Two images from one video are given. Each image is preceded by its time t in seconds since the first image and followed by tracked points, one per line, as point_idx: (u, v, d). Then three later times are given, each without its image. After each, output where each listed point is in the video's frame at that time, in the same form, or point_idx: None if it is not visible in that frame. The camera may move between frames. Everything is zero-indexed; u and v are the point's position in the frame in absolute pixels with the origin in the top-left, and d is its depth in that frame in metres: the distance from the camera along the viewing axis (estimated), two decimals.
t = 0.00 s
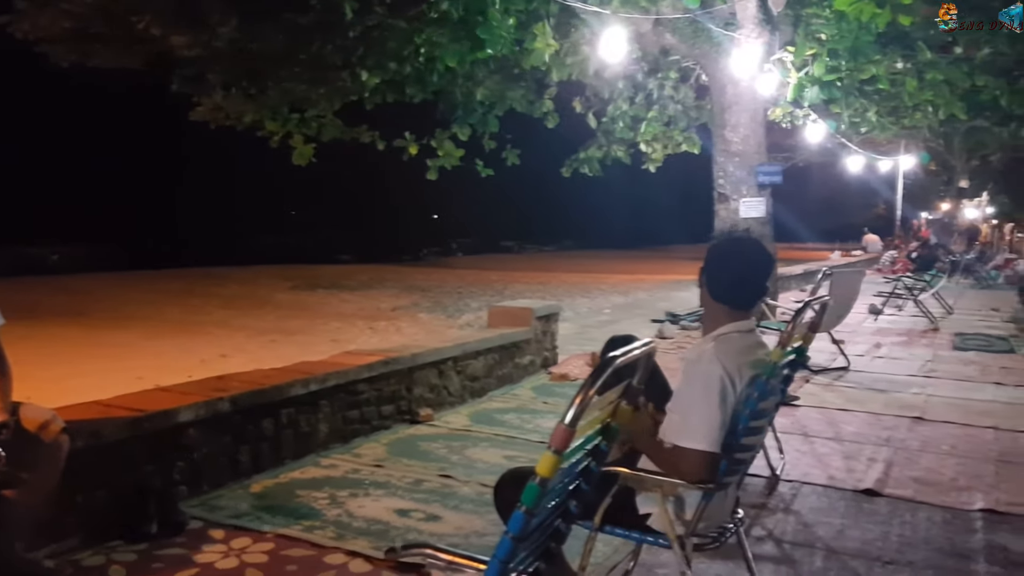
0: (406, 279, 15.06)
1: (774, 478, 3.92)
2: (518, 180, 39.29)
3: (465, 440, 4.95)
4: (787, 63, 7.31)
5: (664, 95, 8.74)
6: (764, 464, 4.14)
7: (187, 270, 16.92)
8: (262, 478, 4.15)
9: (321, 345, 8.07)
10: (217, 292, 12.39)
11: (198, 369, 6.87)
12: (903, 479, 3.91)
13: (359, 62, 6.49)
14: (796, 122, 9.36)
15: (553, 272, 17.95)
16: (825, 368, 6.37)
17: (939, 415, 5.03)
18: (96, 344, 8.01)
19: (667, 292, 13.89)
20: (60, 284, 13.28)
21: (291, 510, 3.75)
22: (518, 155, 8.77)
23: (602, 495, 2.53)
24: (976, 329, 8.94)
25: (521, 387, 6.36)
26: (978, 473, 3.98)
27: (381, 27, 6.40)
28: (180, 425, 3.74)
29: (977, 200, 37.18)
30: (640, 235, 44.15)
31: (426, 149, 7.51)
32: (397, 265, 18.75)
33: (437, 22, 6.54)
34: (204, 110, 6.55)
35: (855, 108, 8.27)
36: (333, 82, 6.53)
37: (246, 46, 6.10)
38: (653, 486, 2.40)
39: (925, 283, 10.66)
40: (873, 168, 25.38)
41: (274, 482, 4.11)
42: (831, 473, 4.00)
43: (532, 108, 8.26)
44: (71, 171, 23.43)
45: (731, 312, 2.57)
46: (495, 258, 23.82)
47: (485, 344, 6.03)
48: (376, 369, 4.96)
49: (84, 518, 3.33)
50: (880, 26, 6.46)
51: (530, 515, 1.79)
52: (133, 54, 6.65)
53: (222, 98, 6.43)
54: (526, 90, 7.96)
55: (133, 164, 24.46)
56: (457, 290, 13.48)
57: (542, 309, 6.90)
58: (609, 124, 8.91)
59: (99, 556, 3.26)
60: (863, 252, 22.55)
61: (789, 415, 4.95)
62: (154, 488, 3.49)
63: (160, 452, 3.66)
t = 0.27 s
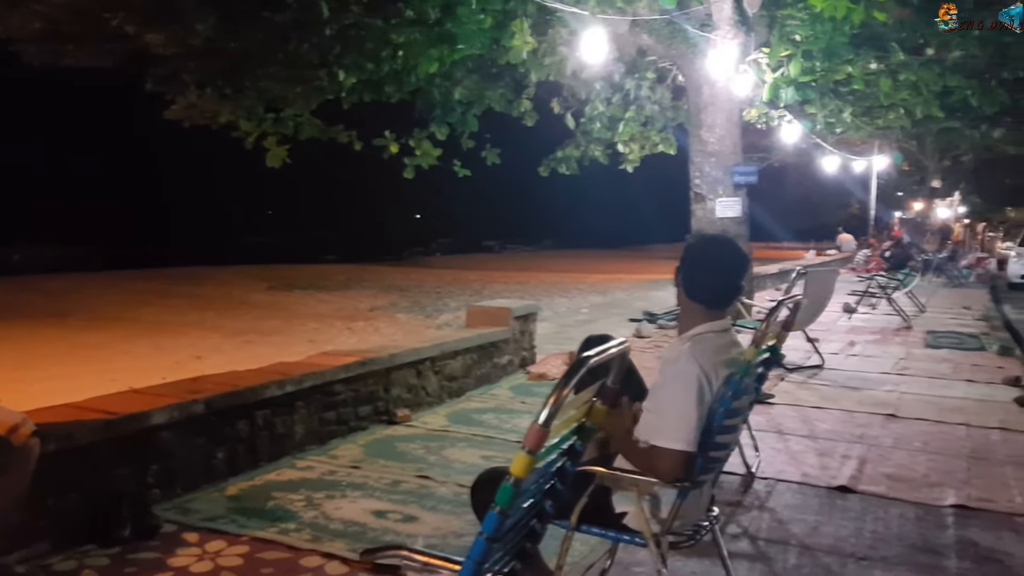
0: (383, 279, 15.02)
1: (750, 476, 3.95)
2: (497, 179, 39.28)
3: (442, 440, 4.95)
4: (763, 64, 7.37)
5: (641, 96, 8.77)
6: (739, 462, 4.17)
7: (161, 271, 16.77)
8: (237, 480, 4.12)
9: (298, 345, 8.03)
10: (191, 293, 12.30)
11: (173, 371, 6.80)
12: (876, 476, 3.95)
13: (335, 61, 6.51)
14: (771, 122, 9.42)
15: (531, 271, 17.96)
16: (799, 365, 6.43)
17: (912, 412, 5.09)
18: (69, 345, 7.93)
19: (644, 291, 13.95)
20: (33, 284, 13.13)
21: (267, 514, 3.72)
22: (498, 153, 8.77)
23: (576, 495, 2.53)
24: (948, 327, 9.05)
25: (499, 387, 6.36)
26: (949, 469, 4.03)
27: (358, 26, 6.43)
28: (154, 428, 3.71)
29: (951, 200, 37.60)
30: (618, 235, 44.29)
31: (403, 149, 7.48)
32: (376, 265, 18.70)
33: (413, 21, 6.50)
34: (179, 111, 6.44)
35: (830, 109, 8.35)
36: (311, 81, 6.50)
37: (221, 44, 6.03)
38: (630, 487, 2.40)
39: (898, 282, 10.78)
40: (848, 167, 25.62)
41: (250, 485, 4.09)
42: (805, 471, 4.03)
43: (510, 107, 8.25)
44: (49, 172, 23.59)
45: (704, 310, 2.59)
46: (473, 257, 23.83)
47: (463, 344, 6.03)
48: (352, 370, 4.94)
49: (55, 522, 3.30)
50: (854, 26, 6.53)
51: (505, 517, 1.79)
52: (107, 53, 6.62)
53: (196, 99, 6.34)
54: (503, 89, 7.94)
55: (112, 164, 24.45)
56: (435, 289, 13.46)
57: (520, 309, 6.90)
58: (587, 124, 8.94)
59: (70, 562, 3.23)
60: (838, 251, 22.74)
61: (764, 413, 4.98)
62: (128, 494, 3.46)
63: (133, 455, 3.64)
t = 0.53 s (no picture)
0: (361, 278, 15.00)
1: (723, 473, 3.97)
2: (475, 179, 39.30)
3: (419, 439, 4.93)
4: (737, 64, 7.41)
5: (617, 95, 8.79)
6: (713, 458, 4.20)
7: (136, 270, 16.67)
8: (210, 481, 4.09)
9: (273, 345, 7.99)
10: (166, 292, 12.22)
11: (146, 371, 6.75)
12: (848, 472, 3.99)
13: (310, 59, 6.46)
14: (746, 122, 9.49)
15: (509, 270, 18.01)
16: (773, 363, 6.48)
17: (885, 408, 5.14)
18: (40, 345, 7.85)
19: (622, 290, 14.00)
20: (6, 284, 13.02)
21: (240, 515, 3.70)
22: (476, 151, 8.78)
23: (550, 493, 2.54)
24: (918, 324, 9.15)
25: (475, 386, 6.36)
26: (920, 465, 4.07)
27: (332, 24, 6.40)
28: (125, 429, 3.67)
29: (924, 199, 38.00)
30: (596, 234, 44.43)
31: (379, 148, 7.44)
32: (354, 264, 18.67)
33: (388, 23, 6.42)
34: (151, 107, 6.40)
35: (804, 108, 8.43)
36: (285, 79, 6.47)
37: (194, 40, 6.04)
38: (602, 483, 2.41)
39: (871, 280, 10.90)
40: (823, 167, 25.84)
41: (222, 485, 4.06)
42: (778, 467, 4.07)
43: (487, 106, 8.26)
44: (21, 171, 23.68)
45: (677, 311, 2.60)
46: (451, 256, 23.79)
47: (439, 342, 6.02)
48: (327, 370, 4.92)
49: (25, 524, 3.26)
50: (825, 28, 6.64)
51: (475, 515, 1.79)
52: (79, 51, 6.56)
53: (169, 95, 6.35)
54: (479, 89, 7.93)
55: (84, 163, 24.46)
56: (413, 289, 13.45)
57: (497, 307, 6.90)
58: (565, 123, 8.98)
59: (39, 564, 3.19)
60: (813, 249, 22.93)
61: (738, 410, 5.02)
62: (99, 495, 3.45)
63: (104, 457, 3.60)
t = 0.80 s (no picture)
0: (341, 275, 14.95)
1: (701, 467, 3.99)
2: (456, 175, 39.24)
3: (398, 436, 4.92)
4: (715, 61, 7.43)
5: (596, 90, 8.79)
6: (691, 453, 4.21)
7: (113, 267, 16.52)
8: (187, 479, 4.07)
9: (252, 342, 7.94)
10: (143, 289, 12.11)
11: (122, 369, 6.68)
12: (824, 465, 4.01)
13: (289, 54, 6.42)
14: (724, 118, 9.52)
15: (489, 266, 18.00)
16: (752, 358, 6.51)
17: (861, 402, 5.18)
18: (13, 343, 7.76)
19: (602, 286, 14.03)
20: None
21: (216, 513, 3.67)
22: (455, 147, 8.76)
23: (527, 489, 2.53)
24: (895, 319, 9.23)
25: (454, 382, 6.35)
26: (895, 458, 4.11)
27: (311, 18, 6.34)
28: (100, 427, 3.62)
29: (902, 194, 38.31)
30: (577, 230, 44.50)
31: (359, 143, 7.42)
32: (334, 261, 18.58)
33: (368, 21, 6.39)
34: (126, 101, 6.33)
35: (782, 104, 8.47)
36: (263, 73, 6.41)
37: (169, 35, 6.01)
38: (579, 478, 2.42)
39: (848, 275, 10.98)
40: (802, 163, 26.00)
41: (199, 484, 4.04)
42: (755, 461, 4.08)
43: (466, 101, 8.24)
44: None
45: (653, 305, 2.60)
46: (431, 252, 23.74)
47: (418, 339, 6.00)
48: (306, 366, 4.89)
49: None
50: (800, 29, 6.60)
51: (448, 511, 1.78)
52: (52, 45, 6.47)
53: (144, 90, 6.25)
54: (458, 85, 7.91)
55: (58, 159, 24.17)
56: (392, 285, 13.41)
57: (476, 303, 6.89)
58: (545, 119, 8.98)
59: (13, 564, 3.17)
60: (792, 245, 23.08)
61: (716, 405, 5.04)
62: (75, 493, 3.43)
63: (79, 456, 3.55)
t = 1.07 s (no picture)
0: (324, 272, 14.90)
1: (683, 461, 4.00)
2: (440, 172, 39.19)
3: (380, 433, 4.91)
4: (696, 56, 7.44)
5: (578, 86, 8.78)
6: (673, 447, 4.22)
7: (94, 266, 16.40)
8: (167, 479, 4.04)
9: (233, 340, 7.90)
10: (124, 288, 12.02)
11: (102, 369, 6.63)
12: (805, 458, 4.04)
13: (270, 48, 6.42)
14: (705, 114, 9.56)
15: (473, 263, 18.00)
16: (734, 352, 6.54)
17: (841, 396, 5.21)
18: None
19: (585, 282, 14.06)
20: None
21: (197, 513, 3.65)
22: (438, 143, 8.75)
23: (508, 485, 2.53)
24: (875, 312, 9.30)
25: (437, 379, 6.34)
26: (875, 451, 4.13)
27: (291, 13, 6.29)
28: (78, 427, 3.58)
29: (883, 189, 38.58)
30: (561, 226, 44.55)
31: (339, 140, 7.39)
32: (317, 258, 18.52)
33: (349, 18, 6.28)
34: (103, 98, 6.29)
35: (762, 99, 8.48)
36: (242, 70, 6.40)
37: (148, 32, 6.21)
38: (560, 474, 2.42)
39: (829, 269, 11.05)
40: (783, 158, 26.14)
41: (180, 483, 4.02)
42: (737, 455, 4.10)
43: (447, 97, 8.24)
44: None
45: (632, 299, 2.60)
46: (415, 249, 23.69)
47: (400, 336, 5.99)
48: (287, 364, 4.87)
49: None
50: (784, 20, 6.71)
51: (426, 507, 1.78)
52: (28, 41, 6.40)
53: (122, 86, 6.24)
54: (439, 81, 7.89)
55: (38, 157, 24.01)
56: (376, 282, 13.39)
57: (459, 300, 6.88)
58: (526, 115, 8.99)
59: None
60: (774, 239, 23.21)
61: (698, 400, 5.06)
62: (53, 494, 3.40)
63: (57, 457, 3.51)
